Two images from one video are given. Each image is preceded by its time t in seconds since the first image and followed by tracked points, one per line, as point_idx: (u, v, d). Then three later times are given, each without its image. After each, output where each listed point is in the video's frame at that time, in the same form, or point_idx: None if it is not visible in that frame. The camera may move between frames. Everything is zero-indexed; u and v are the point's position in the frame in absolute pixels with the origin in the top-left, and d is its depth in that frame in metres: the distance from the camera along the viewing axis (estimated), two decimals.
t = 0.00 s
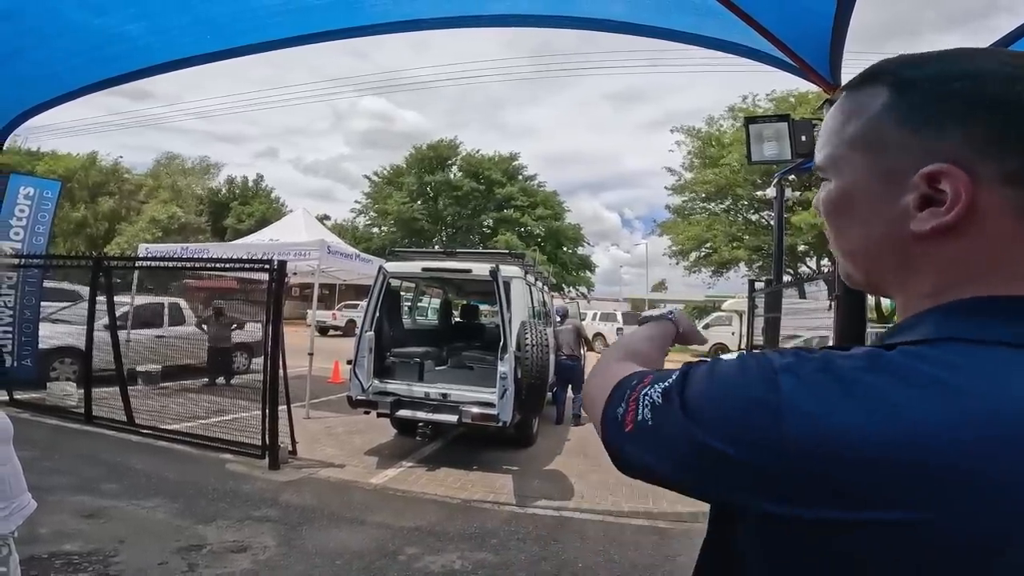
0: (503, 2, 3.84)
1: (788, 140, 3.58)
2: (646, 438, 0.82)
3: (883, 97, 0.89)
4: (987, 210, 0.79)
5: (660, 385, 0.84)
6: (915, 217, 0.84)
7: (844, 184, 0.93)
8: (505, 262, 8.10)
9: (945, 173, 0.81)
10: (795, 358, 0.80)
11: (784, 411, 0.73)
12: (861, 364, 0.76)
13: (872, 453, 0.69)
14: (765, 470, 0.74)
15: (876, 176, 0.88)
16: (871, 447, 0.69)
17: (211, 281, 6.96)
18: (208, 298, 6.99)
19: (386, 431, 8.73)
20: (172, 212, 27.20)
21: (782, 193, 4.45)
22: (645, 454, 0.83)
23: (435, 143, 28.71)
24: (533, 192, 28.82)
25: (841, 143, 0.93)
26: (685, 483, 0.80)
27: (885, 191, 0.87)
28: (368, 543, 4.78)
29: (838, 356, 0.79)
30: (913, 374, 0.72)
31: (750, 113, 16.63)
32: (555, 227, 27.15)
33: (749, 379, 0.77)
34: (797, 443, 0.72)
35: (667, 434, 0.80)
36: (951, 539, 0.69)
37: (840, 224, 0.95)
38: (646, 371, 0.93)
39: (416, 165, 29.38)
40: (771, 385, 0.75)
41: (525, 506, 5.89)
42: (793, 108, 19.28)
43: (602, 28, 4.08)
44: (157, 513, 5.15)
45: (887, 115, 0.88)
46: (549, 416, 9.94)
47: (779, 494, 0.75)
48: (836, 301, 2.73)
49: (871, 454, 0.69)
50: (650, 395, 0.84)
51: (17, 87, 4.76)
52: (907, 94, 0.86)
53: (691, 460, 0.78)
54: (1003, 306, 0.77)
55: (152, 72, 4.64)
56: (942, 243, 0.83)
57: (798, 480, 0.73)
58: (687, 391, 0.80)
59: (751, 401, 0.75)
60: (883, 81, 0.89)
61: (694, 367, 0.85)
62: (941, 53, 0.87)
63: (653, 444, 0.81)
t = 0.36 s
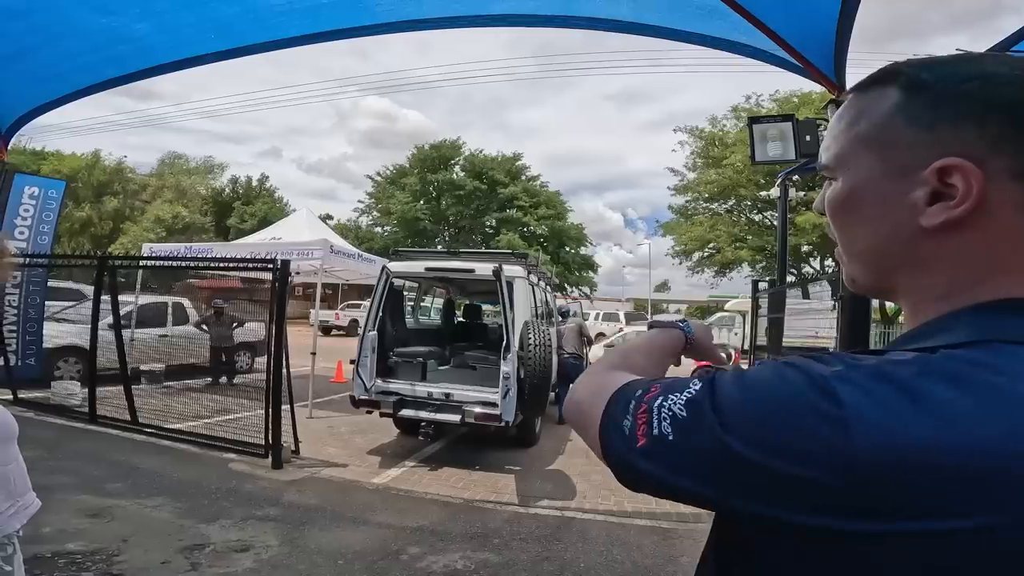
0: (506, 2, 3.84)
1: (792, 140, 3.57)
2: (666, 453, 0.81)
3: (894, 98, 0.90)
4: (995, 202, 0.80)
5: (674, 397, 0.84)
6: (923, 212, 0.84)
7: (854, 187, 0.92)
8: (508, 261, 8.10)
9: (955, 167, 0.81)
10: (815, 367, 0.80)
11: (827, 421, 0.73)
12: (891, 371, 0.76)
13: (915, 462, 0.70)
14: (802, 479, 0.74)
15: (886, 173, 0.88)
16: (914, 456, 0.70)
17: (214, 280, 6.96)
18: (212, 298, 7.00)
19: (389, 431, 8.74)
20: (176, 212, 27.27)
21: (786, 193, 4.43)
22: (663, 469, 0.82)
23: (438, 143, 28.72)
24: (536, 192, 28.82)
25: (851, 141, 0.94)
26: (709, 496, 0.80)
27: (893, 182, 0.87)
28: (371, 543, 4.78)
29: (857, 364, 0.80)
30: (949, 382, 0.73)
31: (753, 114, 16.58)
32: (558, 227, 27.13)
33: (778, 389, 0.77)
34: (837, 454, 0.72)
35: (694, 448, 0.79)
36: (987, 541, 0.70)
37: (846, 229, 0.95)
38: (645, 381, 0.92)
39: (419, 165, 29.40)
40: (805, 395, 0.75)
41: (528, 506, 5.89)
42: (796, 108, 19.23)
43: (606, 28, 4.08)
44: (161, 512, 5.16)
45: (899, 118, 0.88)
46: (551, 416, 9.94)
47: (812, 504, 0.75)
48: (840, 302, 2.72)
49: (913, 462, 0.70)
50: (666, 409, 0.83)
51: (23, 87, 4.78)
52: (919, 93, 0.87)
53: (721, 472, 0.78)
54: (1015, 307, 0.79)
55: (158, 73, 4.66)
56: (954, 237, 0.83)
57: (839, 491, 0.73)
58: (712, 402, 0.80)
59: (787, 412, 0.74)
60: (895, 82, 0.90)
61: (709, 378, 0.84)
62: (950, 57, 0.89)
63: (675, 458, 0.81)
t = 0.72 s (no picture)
0: (509, 2, 3.83)
1: (797, 140, 3.56)
2: (672, 474, 0.81)
3: (896, 101, 0.90)
4: (986, 199, 0.81)
5: (675, 417, 0.84)
6: (917, 209, 0.85)
7: (855, 200, 0.92)
8: (511, 262, 8.10)
9: (946, 163, 0.82)
10: (818, 375, 0.80)
11: (841, 432, 0.73)
12: (897, 375, 0.76)
13: (920, 466, 0.70)
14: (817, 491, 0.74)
15: (885, 174, 0.89)
16: (928, 460, 0.70)
17: (219, 279, 6.97)
18: (216, 297, 7.01)
19: (392, 430, 8.74)
20: (181, 211, 27.34)
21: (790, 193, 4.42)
22: (669, 490, 0.82)
23: (441, 143, 28.72)
24: (539, 193, 28.81)
25: (851, 143, 0.94)
26: (719, 512, 0.80)
27: (888, 186, 0.88)
28: (373, 542, 4.78)
29: (860, 371, 0.80)
30: (959, 382, 0.73)
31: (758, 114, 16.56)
32: (561, 227, 27.14)
33: (784, 400, 0.77)
34: (849, 463, 0.72)
35: (702, 466, 0.79)
36: (1002, 540, 0.71)
37: (848, 245, 0.95)
38: (640, 401, 0.92)
39: (422, 165, 29.42)
40: (813, 405, 0.75)
41: (530, 506, 5.88)
42: (800, 108, 19.21)
43: (610, 28, 4.07)
44: (164, 511, 5.17)
45: (900, 118, 0.89)
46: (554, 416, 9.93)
47: (826, 515, 0.75)
48: (845, 303, 2.70)
49: (918, 467, 0.70)
50: (669, 429, 0.83)
51: (29, 87, 4.81)
52: (919, 94, 0.88)
53: (730, 489, 0.78)
54: (1015, 307, 0.79)
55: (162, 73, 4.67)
56: (943, 231, 0.84)
57: (854, 500, 0.73)
58: (716, 418, 0.80)
59: (796, 424, 0.75)
60: (898, 84, 0.91)
61: (710, 394, 0.85)
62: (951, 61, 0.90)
63: (682, 479, 0.81)
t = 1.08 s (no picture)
0: (513, 2, 3.82)
1: (803, 140, 3.54)
2: (697, 494, 0.80)
3: (930, 95, 0.90)
4: (1016, 199, 0.81)
5: (690, 438, 0.82)
6: (945, 206, 0.85)
7: (876, 195, 0.91)
8: (516, 261, 8.10)
9: (978, 161, 0.82)
10: (834, 381, 0.80)
11: (876, 441, 0.73)
12: (919, 373, 0.77)
13: (951, 468, 0.70)
14: (851, 500, 0.74)
15: (911, 169, 0.88)
16: (962, 460, 0.70)
17: (224, 278, 6.98)
18: (222, 296, 7.02)
19: (396, 429, 8.75)
20: (188, 211, 27.46)
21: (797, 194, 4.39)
22: (693, 512, 0.81)
23: (446, 143, 28.73)
24: (544, 192, 28.80)
25: (874, 136, 0.93)
26: (746, 531, 0.79)
27: (915, 182, 0.88)
28: (377, 542, 4.78)
29: (873, 376, 0.80)
30: (988, 379, 0.74)
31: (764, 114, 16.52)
32: (565, 226, 27.17)
33: (808, 413, 0.76)
34: (884, 470, 0.72)
35: (731, 486, 0.78)
36: (1017, 544, 0.72)
37: (862, 243, 0.94)
38: (644, 422, 0.89)
39: (427, 164, 29.48)
40: (840, 415, 0.75)
41: (534, 506, 5.87)
42: (806, 108, 19.16)
43: (616, 27, 4.06)
44: (170, 510, 5.18)
45: (929, 114, 0.88)
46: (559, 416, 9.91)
47: (856, 525, 0.75)
48: (851, 303, 2.69)
49: (949, 469, 0.71)
50: (687, 451, 0.81)
51: (38, 86, 4.83)
52: (949, 92, 0.88)
53: (757, 505, 0.77)
54: None
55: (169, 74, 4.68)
56: (970, 230, 0.84)
57: (888, 510, 0.73)
58: (738, 434, 0.79)
59: (828, 437, 0.74)
60: (930, 81, 0.91)
61: (724, 409, 0.83)
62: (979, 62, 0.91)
63: (708, 500, 0.80)
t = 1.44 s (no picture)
0: None
1: (813, 137, 3.51)
2: (740, 532, 0.80)
3: (959, 95, 0.89)
4: None
5: (722, 476, 0.81)
6: (980, 207, 0.84)
7: (905, 201, 0.90)
8: (524, 260, 8.08)
9: (1015, 162, 0.81)
10: (862, 398, 0.79)
11: (919, 458, 0.72)
12: (955, 383, 0.76)
13: (1002, 478, 0.69)
14: (905, 520, 0.73)
15: (942, 170, 0.87)
16: (1015, 470, 0.69)
17: (233, 278, 7.00)
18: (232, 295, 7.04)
19: (404, 428, 8.75)
20: (197, 211, 27.65)
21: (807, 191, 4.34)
22: (736, 550, 0.80)
23: (452, 141, 28.74)
24: (551, 190, 28.79)
25: (902, 135, 0.92)
26: (797, 562, 0.78)
27: (947, 183, 0.87)
28: (385, 540, 4.78)
29: (901, 389, 0.79)
30: None
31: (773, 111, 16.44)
32: (572, 224, 27.15)
33: (843, 437, 0.75)
34: (936, 486, 0.71)
35: (774, 522, 0.78)
36: None
37: (887, 251, 0.93)
38: (666, 456, 0.88)
39: (434, 163, 29.51)
40: (879, 435, 0.74)
41: (542, 504, 5.86)
42: (816, 105, 19.06)
43: (625, 25, 4.04)
44: (181, 508, 5.20)
45: (960, 113, 0.87)
46: (566, 414, 9.89)
47: (910, 544, 0.74)
48: (862, 300, 2.64)
49: (1000, 478, 0.70)
50: (721, 490, 0.81)
51: (51, 86, 4.87)
52: (980, 90, 0.87)
53: (803, 536, 0.77)
54: None
55: (178, 74, 4.70)
56: (1006, 231, 0.83)
57: (943, 525, 0.72)
58: (773, 469, 0.78)
59: (870, 461, 0.73)
60: (960, 78, 0.90)
61: (754, 438, 0.82)
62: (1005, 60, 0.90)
63: (751, 537, 0.79)
